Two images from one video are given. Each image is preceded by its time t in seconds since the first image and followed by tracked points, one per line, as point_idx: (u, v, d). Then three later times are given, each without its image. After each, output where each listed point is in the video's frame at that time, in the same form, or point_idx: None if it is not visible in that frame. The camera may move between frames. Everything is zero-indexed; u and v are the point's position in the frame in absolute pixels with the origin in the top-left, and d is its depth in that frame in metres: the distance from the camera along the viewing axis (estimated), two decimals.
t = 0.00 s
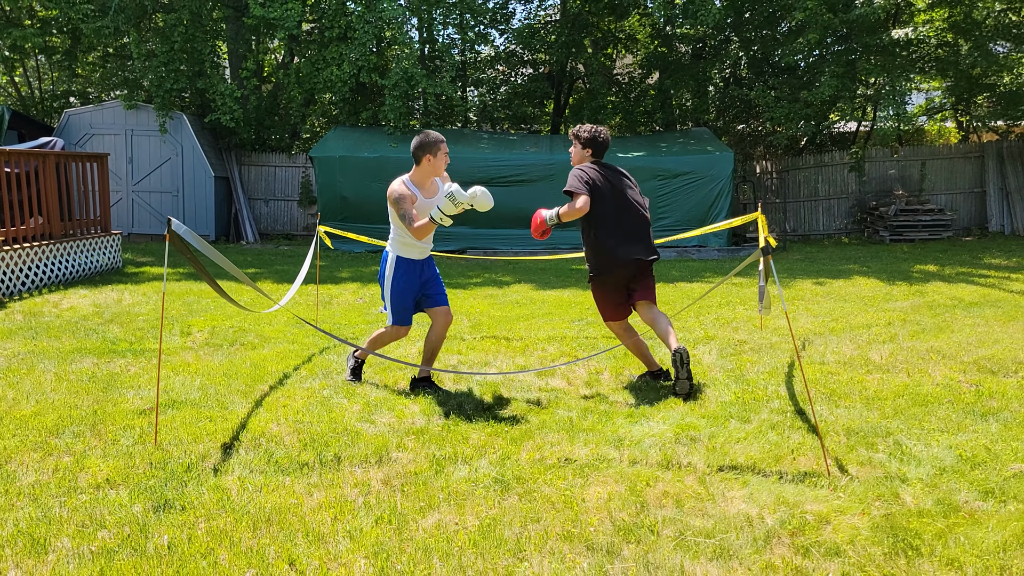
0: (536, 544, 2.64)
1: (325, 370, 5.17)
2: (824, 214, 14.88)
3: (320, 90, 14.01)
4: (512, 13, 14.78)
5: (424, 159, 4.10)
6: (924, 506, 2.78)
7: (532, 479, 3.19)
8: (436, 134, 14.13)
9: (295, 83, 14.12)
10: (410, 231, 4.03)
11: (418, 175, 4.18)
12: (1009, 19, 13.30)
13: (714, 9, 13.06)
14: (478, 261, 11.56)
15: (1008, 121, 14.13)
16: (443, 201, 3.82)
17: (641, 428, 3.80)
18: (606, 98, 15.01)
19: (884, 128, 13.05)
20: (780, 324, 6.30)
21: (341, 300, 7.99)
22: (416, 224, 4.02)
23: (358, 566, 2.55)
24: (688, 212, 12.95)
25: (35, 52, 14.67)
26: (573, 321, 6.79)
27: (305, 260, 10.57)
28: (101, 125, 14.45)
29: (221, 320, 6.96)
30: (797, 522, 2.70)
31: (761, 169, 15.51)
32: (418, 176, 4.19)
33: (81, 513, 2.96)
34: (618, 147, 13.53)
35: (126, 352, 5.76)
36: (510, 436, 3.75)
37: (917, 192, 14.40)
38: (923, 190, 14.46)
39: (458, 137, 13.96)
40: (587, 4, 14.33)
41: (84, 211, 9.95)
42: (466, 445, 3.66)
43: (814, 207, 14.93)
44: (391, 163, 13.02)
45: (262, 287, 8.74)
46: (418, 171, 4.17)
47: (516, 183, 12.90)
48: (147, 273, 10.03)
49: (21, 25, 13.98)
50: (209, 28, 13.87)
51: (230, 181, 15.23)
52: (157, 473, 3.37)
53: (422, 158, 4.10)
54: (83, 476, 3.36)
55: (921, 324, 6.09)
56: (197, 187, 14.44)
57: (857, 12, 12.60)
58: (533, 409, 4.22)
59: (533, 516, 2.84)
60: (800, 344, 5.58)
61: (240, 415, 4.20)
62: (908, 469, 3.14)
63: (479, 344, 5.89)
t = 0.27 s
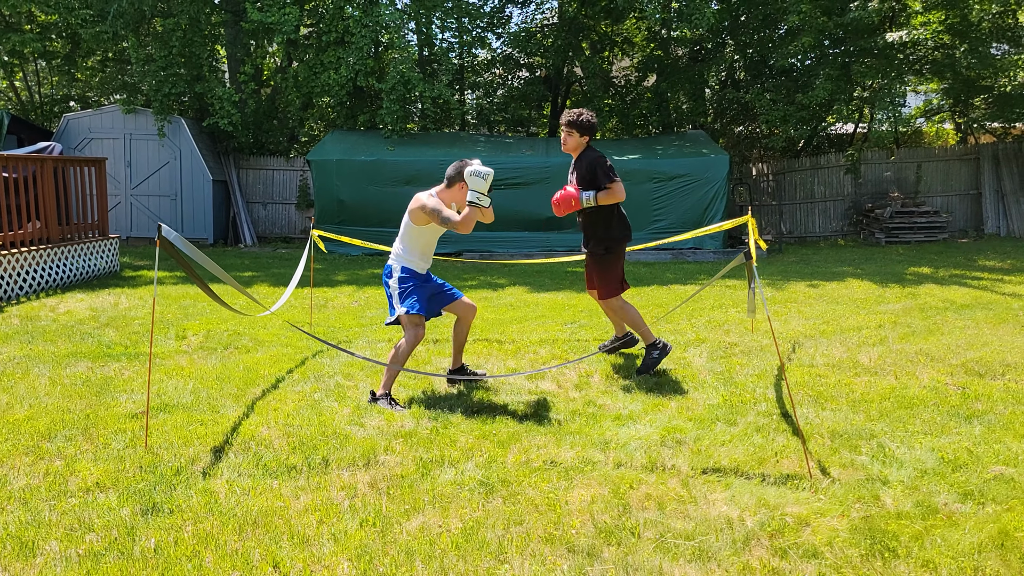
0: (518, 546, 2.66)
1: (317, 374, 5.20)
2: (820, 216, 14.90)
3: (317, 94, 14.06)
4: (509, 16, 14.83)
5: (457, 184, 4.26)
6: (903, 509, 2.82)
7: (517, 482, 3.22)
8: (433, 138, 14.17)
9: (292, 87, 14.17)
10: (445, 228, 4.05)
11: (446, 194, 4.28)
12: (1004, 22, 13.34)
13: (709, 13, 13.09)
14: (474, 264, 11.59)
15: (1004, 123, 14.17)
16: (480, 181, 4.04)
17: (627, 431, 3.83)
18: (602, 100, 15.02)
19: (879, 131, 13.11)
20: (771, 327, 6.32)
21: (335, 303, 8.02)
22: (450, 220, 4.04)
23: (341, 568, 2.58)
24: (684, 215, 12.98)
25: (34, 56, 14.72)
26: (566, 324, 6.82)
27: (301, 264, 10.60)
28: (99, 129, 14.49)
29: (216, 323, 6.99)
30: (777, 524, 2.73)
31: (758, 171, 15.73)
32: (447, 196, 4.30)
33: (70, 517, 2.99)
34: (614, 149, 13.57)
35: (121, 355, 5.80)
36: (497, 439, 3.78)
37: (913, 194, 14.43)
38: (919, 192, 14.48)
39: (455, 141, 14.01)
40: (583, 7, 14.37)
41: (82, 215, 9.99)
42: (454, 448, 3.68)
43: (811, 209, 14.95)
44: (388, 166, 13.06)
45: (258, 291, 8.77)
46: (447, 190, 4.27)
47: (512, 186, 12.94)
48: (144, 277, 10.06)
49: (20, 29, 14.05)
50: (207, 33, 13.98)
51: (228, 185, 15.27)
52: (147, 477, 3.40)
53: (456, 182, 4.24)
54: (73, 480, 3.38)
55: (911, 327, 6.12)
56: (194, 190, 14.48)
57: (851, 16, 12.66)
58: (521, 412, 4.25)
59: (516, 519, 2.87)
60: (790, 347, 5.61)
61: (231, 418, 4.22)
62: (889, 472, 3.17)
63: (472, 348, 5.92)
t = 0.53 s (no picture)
0: (506, 544, 2.68)
1: (311, 374, 5.22)
2: (818, 217, 14.91)
3: (315, 96, 14.08)
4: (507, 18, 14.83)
5: (501, 184, 4.56)
6: (888, 507, 2.84)
7: (506, 480, 3.24)
8: (431, 139, 14.19)
9: (290, 89, 14.19)
10: (489, 226, 4.35)
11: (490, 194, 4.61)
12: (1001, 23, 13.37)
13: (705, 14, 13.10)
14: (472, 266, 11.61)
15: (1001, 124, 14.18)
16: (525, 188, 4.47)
17: (618, 431, 3.84)
18: (600, 102, 15.02)
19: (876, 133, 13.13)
20: (765, 327, 6.34)
21: (332, 305, 8.04)
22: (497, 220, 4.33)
23: (329, 566, 2.59)
24: (681, 216, 13.00)
25: (33, 59, 14.75)
26: (561, 325, 6.84)
27: (299, 266, 10.61)
28: (98, 132, 14.52)
29: (212, 325, 7.01)
30: (763, 522, 2.75)
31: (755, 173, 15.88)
32: (490, 195, 4.61)
33: (62, 516, 3.00)
34: (611, 151, 13.59)
35: (116, 357, 5.81)
36: (488, 438, 3.80)
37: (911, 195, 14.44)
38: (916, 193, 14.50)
39: (453, 142, 14.03)
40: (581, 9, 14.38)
41: (80, 218, 10.01)
42: (445, 447, 3.70)
43: (808, 210, 14.97)
44: (386, 168, 13.08)
45: (255, 292, 8.78)
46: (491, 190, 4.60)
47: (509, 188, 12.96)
48: (142, 279, 10.08)
49: (19, 32, 14.08)
50: (205, 36, 13.98)
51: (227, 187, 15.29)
52: (139, 476, 3.42)
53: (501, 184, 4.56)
54: (65, 480, 3.40)
55: (904, 327, 6.14)
56: (193, 193, 14.51)
57: (848, 17, 12.69)
58: (513, 412, 4.27)
59: (505, 518, 2.89)
60: (784, 347, 5.62)
61: (224, 419, 4.24)
62: (876, 470, 3.20)
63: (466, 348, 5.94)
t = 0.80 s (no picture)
0: (503, 544, 2.68)
1: (311, 375, 5.23)
2: (819, 218, 14.90)
3: (316, 97, 14.11)
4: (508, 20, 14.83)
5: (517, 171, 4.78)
6: (886, 507, 2.85)
7: (504, 480, 3.24)
8: (433, 141, 14.21)
9: (292, 91, 14.20)
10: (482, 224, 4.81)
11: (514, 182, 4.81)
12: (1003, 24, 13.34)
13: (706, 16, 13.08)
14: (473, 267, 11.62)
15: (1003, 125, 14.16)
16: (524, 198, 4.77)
17: (617, 431, 3.84)
18: (601, 103, 15.03)
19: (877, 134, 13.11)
20: (765, 328, 6.34)
21: (333, 306, 8.05)
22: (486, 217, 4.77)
23: (326, 565, 2.60)
24: (682, 218, 13.00)
25: (36, 61, 14.80)
26: (561, 326, 6.83)
27: (300, 267, 10.63)
28: (100, 133, 14.56)
29: (213, 326, 7.02)
30: (760, 522, 2.75)
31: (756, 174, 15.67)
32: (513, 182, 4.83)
33: (60, 515, 3.01)
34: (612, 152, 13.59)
35: (117, 357, 5.82)
36: (487, 439, 3.80)
37: (912, 196, 14.42)
38: (918, 194, 14.48)
39: (454, 144, 14.04)
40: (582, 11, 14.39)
41: (81, 219, 10.03)
42: (443, 448, 3.70)
43: (810, 212, 14.95)
44: (387, 169, 13.10)
45: (256, 294, 8.80)
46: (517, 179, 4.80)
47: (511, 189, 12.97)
48: (144, 280, 10.10)
49: (22, 35, 14.13)
50: (207, 37, 14.01)
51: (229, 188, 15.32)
52: (138, 476, 3.42)
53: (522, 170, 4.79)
54: (64, 480, 3.41)
55: (905, 328, 6.13)
56: (195, 194, 14.54)
57: (849, 19, 12.68)
58: (512, 412, 4.27)
59: (502, 517, 2.89)
60: (784, 348, 5.62)
61: (223, 419, 4.25)
62: (875, 470, 3.19)
63: (466, 349, 5.94)
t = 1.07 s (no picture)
0: (506, 544, 2.68)
1: (315, 376, 5.23)
2: (824, 219, 14.87)
3: (320, 98, 14.12)
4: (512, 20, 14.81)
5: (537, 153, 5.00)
6: (890, 508, 2.84)
7: (508, 481, 3.24)
8: (436, 142, 14.22)
9: (295, 92, 14.17)
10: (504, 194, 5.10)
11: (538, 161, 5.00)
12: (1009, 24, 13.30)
13: (710, 16, 13.05)
14: (476, 268, 11.63)
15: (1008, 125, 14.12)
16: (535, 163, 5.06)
17: (620, 432, 3.84)
18: (605, 104, 15.02)
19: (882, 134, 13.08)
20: (769, 329, 6.33)
21: (336, 306, 8.06)
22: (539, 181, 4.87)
23: (330, 566, 2.60)
24: (685, 218, 12.98)
25: (40, 62, 14.83)
26: (565, 326, 6.83)
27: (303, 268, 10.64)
28: (104, 134, 14.59)
29: (217, 326, 7.03)
30: (764, 523, 2.75)
31: (760, 174, 15.68)
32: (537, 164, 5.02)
33: (65, 516, 3.02)
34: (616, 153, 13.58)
35: (121, 358, 5.84)
36: (491, 439, 3.80)
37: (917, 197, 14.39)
38: (923, 194, 14.45)
39: (458, 145, 14.05)
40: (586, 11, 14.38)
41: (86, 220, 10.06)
42: (447, 448, 3.70)
43: (814, 212, 14.93)
44: (391, 170, 13.11)
45: (260, 294, 8.81)
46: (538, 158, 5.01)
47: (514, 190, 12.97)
48: (147, 281, 10.12)
49: (27, 35, 14.17)
50: (211, 38, 14.04)
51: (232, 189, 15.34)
52: (141, 477, 3.43)
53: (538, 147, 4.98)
54: (68, 480, 3.41)
55: (909, 328, 6.12)
56: (198, 195, 14.57)
57: (853, 18, 12.65)
58: (515, 412, 4.27)
59: (506, 518, 2.89)
60: (788, 348, 5.61)
61: (227, 419, 4.25)
62: (879, 471, 3.19)
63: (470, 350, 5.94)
